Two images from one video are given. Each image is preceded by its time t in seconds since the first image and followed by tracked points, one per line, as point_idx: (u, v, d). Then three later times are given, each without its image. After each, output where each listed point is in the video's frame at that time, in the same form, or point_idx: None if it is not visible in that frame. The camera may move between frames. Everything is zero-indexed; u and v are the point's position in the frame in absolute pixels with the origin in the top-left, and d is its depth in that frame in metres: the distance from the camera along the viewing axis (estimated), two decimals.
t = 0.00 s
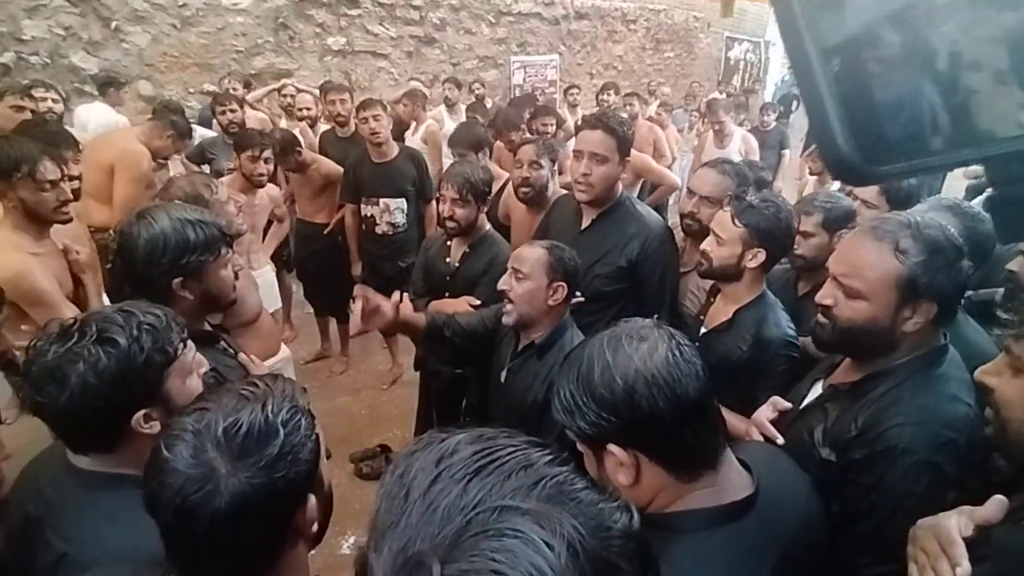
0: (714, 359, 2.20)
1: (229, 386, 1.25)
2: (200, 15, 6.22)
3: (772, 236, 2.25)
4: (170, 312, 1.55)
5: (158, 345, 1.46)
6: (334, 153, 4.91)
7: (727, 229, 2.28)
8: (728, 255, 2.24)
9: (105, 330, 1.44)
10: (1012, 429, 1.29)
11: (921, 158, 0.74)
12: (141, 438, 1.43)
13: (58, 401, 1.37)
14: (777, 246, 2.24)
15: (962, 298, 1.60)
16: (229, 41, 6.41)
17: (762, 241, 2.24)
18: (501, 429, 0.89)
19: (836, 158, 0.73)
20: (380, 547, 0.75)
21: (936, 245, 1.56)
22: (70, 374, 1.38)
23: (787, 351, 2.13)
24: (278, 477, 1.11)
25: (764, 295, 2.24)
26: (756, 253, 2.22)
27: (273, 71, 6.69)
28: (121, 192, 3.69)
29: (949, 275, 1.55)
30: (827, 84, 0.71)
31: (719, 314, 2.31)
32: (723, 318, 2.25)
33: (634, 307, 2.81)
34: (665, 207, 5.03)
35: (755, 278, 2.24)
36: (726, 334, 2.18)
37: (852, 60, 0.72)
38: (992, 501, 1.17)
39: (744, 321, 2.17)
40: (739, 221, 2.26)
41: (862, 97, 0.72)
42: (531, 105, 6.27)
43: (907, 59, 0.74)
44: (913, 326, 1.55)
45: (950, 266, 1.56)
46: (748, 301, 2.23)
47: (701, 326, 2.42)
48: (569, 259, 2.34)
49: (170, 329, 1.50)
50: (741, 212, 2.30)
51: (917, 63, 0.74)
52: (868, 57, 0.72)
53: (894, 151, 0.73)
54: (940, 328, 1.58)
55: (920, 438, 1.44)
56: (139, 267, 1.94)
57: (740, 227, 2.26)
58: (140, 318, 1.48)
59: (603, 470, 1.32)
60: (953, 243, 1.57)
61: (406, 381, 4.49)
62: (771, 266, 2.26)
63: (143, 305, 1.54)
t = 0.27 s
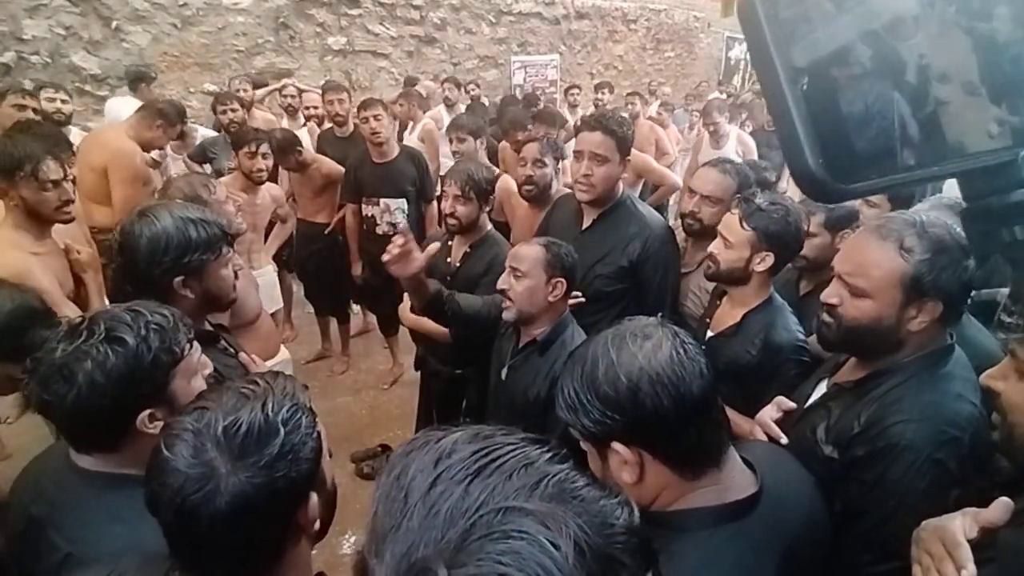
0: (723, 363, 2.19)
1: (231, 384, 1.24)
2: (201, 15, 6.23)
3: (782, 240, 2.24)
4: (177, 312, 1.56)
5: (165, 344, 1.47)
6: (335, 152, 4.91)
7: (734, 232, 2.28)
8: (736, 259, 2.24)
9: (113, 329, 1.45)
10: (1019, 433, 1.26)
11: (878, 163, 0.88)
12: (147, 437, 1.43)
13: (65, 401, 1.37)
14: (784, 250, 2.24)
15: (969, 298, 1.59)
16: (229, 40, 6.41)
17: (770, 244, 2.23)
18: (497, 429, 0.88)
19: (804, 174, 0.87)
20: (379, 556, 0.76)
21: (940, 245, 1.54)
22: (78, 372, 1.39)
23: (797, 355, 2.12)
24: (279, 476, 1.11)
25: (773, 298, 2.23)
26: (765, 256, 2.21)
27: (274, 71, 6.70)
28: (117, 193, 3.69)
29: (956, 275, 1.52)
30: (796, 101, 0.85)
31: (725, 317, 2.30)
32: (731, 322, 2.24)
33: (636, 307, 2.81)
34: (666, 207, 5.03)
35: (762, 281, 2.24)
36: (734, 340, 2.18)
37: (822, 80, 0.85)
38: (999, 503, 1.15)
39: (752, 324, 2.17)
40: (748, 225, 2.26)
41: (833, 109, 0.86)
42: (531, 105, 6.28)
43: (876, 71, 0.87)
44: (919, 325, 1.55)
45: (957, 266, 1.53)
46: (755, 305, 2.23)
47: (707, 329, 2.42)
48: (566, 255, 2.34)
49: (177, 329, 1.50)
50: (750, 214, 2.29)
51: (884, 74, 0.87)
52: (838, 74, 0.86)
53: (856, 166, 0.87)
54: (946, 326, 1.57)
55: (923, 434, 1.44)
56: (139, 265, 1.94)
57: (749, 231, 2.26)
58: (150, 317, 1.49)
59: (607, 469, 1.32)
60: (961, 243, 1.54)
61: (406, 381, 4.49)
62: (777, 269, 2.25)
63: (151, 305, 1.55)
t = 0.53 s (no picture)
0: (726, 367, 2.17)
1: (227, 385, 1.24)
2: (201, 15, 6.23)
3: (784, 241, 2.24)
4: (177, 312, 1.56)
5: (167, 343, 1.48)
6: (335, 152, 4.91)
7: (736, 233, 2.29)
8: (737, 260, 2.24)
9: (114, 328, 1.45)
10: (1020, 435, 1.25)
11: (888, 168, 0.76)
12: (148, 436, 1.43)
13: (66, 401, 1.37)
14: (784, 250, 2.23)
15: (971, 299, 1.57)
16: (230, 40, 6.42)
17: (772, 245, 2.23)
18: (486, 434, 0.87)
19: (806, 176, 0.76)
20: (368, 570, 0.76)
21: (936, 245, 1.54)
22: (80, 371, 1.39)
23: (800, 357, 2.12)
24: (276, 477, 1.11)
25: (775, 300, 2.23)
26: (767, 258, 2.22)
27: (275, 70, 6.70)
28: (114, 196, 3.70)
29: (951, 277, 1.52)
30: (797, 100, 0.74)
31: (729, 320, 2.30)
32: (733, 325, 2.24)
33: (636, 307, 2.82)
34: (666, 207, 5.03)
35: (765, 283, 2.24)
36: (737, 344, 2.17)
37: (824, 76, 0.75)
38: (998, 504, 1.16)
39: (755, 326, 2.17)
40: (750, 225, 2.27)
41: (839, 108, 0.75)
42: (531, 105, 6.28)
43: (884, 67, 0.77)
44: (915, 326, 1.55)
45: (953, 268, 1.52)
46: (757, 307, 2.23)
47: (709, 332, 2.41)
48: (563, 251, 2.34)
49: (177, 328, 1.51)
50: (752, 215, 2.29)
51: (892, 71, 0.77)
52: (841, 70, 0.75)
53: (865, 168, 0.76)
54: (944, 329, 1.56)
55: (921, 439, 1.45)
56: (140, 264, 1.94)
57: (751, 231, 2.27)
58: (151, 317, 1.49)
59: (610, 469, 1.32)
60: (959, 243, 1.53)
61: (406, 380, 4.49)
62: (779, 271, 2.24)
63: (150, 305, 1.55)
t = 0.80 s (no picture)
0: (726, 368, 2.17)
1: (219, 387, 1.22)
2: (201, 14, 6.23)
3: (783, 242, 2.24)
4: (174, 311, 1.56)
5: (164, 341, 1.48)
6: (335, 153, 4.91)
7: (734, 233, 2.29)
8: (737, 261, 2.24)
9: (111, 328, 1.45)
10: (1018, 436, 1.26)
11: (892, 172, 0.80)
12: (146, 435, 1.43)
13: (66, 401, 1.37)
14: (783, 249, 2.24)
15: (973, 305, 1.57)
16: (230, 40, 6.42)
17: (771, 246, 2.23)
18: (485, 444, 0.87)
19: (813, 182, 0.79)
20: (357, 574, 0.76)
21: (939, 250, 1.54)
22: (78, 372, 1.39)
23: (802, 360, 2.13)
24: (270, 483, 1.10)
25: (774, 301, 2.24)
26: (765, 258, 2.22)
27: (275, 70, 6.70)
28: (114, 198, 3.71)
29: (953, 282, 1.52)
30: (805, 103, 0.77)
31: (728, 321, 2.30)
32: (732, 326, 2.25)
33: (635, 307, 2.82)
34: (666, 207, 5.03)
35: (763, 284, 2.24)
36: (737, 345, 2.16)
37: (833, 81, 0.78)
38: (996, 504, 1.17)
39: (754, 328, 2.17)
40: (748, 226, 2.27)
41: (846, 113, 0.78)
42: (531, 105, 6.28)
43: (894, 72, 0.80)
44: (915, 330, 1.55)
45: (955, 273, 1.53)
46: (757, 308, 2.23)
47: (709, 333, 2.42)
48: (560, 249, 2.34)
49: (174, 327, 1.51)
50: (750, 216, 2.30)
51: (902, 75, 0.80)
52: (847, 73, 0.78)
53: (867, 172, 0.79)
54: (944, 334, 1.56)
55: (919, 446, 1.45)
56: (142, 264, 1.95)
57: (749, 232, 2.27)
58: (146, 316, 1.50)
59: (612, 468, 1.33)
60: (960, 248, 1.54)
61: (406, 380, 4.49)
62: (776, 272, 2.25)
63: (148, 304, 1.55)
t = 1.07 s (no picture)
0: (728, 370, 2.18)
1: (212, 394, 1.20)
2: (202, 14, 6.24)
3: (785, 242, 2.24)
4: (168, 309, 1.58)
5: (162, 339, 1.48)
6: (334, 152, 4.91)
7: (737, 233, 2.29)
8: (738, 260, 2.24)
9: (109, 329, 1.45)
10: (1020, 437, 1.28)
11: (905, 191, 0.72)
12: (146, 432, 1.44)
13: (68, 402, 1.37)
14: (783, 249, 2.24)
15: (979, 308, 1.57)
16: (230, 40, 6.43)
17: (772, 245, 2.23)
18: (495, 449, 0.87)
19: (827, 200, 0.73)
20: None
21: (948, 253, 1.54)
22: (79, 373, 1.39)
23: (803, 361, 2.13)
24: (267, 488, 1.09)
25: (777, 303, 2.24)
26: (766, 258, 2.22)
27: (275, 70, 6.71)
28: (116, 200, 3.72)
29: (960, 284, 1.52)
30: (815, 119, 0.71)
31: (730, 323, 2.31)
32: (734, 328, 2.25)
33: (636, 307, 2.82)
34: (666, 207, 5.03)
35: (766, 285, 2.24)
36: (739, 347, 2.17)
37: (843, 92, 0.71)
38: (997, 505, 1.17)
39: (756, 329, 2.18)
40: (749, 225, 2.27)
41: (854, 127, 0.72)
42: (531, 105, 6.28)
43: (907, 84, 0.72)
44: (921, 334, 1.55)
45: (963, 275, 1.52)
46: (760, 310, 2.23)
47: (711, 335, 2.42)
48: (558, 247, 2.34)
49: (171, 325, 1.53)
50: (752, 215, 2.30)
51: (915, 87, 0.72)
52: (859, 87, 0.72)
53: (885, 191, 0.72)
54: (951, 337, 1.56)
55: (923, 449, 1.45)
56: (145, 262, 1.94)
57: (750, 231, 2.27)
58: (141, 315, 1.50)
59: (615, 468, 1.33)
60: (970, 250, 1.53)
61: (407, 380, 4.48)
62: (778, 272, 2.24)
63: (142, 303, 1.56)
